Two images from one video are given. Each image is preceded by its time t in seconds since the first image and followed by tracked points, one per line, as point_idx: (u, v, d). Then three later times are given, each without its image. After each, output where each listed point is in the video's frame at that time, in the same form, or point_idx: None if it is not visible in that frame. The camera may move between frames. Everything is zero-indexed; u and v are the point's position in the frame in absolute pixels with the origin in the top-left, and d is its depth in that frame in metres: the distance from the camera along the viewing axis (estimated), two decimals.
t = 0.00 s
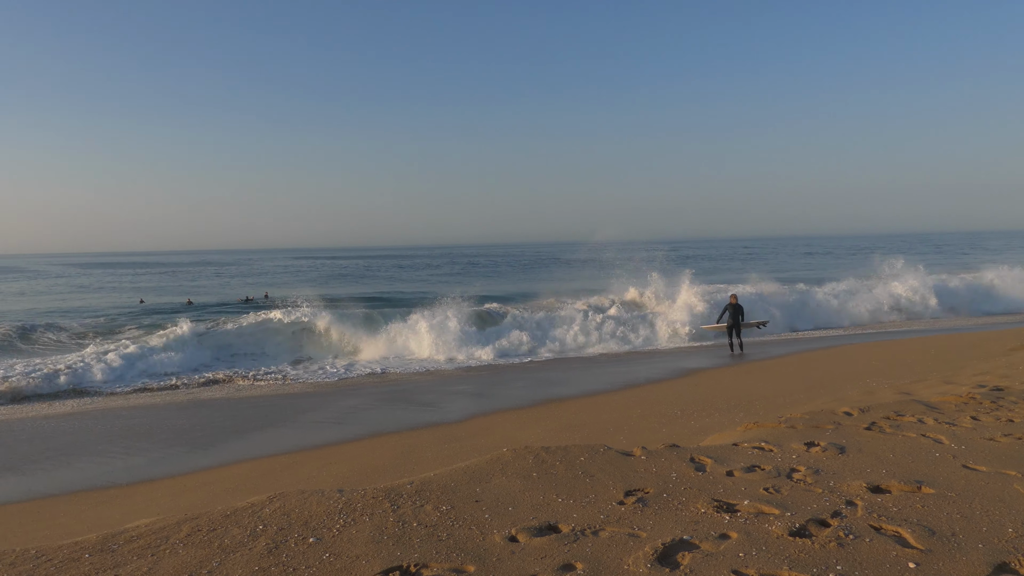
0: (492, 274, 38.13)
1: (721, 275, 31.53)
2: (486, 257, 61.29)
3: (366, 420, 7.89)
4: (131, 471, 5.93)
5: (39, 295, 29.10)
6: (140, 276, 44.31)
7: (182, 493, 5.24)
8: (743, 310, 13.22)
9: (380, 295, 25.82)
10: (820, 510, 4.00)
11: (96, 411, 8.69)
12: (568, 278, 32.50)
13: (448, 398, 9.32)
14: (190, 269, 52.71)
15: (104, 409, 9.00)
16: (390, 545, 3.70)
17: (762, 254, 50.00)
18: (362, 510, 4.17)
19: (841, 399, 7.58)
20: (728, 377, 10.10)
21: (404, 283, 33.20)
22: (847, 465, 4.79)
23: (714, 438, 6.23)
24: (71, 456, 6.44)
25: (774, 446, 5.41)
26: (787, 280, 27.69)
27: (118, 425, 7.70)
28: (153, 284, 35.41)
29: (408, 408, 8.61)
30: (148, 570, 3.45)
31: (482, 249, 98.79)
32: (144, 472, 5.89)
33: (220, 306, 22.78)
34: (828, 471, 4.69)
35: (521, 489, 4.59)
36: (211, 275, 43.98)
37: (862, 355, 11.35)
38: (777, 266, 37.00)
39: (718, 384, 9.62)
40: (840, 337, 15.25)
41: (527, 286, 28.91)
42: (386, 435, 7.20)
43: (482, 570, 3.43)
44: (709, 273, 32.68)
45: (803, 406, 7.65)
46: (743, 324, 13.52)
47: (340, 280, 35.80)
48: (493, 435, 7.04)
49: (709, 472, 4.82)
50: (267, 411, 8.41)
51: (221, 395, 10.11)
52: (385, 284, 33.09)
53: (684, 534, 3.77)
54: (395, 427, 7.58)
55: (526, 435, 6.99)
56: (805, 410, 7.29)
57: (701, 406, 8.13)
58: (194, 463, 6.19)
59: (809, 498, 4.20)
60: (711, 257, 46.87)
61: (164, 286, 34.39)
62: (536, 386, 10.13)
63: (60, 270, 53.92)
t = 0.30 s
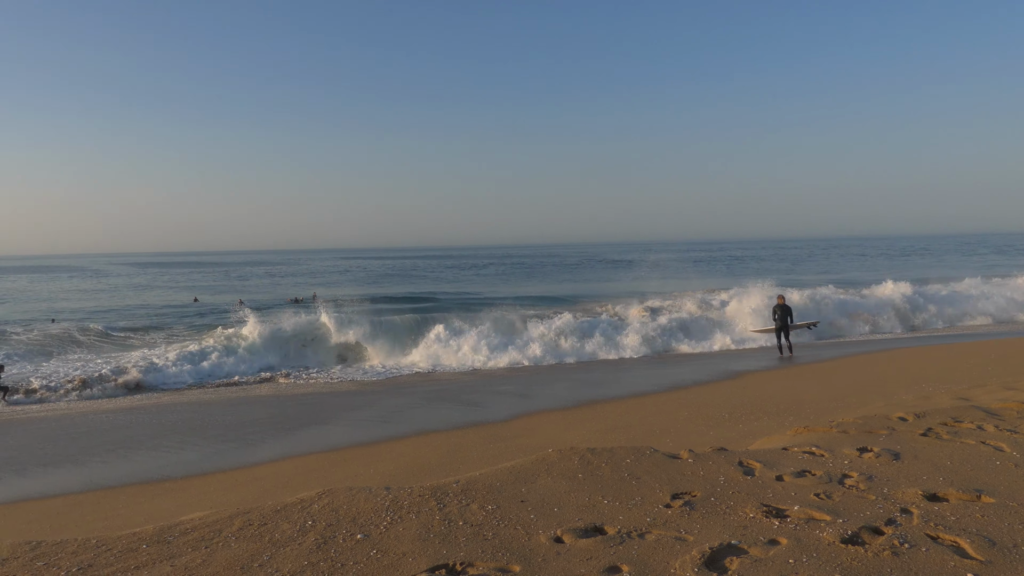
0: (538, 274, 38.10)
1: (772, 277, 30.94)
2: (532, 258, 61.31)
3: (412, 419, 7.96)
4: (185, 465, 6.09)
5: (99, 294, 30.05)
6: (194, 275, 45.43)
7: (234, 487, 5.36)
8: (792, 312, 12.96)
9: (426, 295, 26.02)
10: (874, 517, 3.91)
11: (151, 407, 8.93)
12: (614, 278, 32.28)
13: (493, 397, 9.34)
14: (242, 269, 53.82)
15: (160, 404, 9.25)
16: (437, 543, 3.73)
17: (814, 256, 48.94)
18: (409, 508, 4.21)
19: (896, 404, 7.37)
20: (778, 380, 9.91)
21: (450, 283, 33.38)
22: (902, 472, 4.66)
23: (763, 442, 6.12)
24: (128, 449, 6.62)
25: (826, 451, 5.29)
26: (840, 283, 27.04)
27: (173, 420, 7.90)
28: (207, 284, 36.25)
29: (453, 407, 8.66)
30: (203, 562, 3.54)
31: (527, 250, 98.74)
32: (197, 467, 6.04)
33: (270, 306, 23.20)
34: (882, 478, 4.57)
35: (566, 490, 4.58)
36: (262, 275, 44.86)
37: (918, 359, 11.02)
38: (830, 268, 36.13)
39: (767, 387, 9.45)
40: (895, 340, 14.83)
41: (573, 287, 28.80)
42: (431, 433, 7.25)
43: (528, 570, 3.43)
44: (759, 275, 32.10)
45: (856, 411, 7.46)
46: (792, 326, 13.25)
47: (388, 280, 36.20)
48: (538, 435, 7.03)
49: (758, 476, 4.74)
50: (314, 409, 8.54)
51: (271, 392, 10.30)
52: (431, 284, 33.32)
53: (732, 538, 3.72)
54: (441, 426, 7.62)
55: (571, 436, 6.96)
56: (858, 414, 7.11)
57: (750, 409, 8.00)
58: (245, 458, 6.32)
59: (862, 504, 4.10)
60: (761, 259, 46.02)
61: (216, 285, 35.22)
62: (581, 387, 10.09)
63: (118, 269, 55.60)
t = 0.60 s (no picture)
0: (607, 274, 37.82)
1: (851, 279, 29.89)
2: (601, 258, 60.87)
3: (481, 418, 8.01)
4: (263, 457, 6.28)
5: (183, 290, 31.26)
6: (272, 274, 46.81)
7: (309, 479, 5.50)
8: (872, 315, 12.48)
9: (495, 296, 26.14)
10: (962, 531, 3.73)
11: (231, 400, 9.25)
12: (685, 280, 31.77)
13: (561, 398, 9.31)
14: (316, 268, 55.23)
15: (239, 398, 9.55)
16: (507, 542, 3.74)
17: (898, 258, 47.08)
18: (479, 506, 4.24)
19: (985, 414, 7.02)
20: (857, 386, 9.57)
21: (519, 283, 33.44)
22: (993, 485, 4.43)
23: (841, 450, 5.91)
24: (209, 441, 6.87)
25: (909, 460, 5.08)
26: (925, 286, 25.91)
27: (252, 413, 8.16)
28: (283, 282, 37.29)
29: (521, 407, 8.67)
30: (280, 552, 3.65)
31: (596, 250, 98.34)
32: (273, 458, 6.23)
33: (343, 304, 23.71)
34: (971, 490, 4.36)
35: (636, 493, 4.53)
36: (336, 274, 45.86)
37: (1009, 366, 10.47)
38: (914, 270, 34.68)
39: (845, 392, 9.13)
40: (984, 347, 14.12)
41: (643, 288, 28.45)
42: (500, 432, 7.28)
43: (598, 572, 3.41)
44: (838, 277, 31.06)
45: (942, 419, 7.13)
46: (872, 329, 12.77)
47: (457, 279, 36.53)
48: (607, 437, 6.97)
49: (836, 484, 4.59)
50: (384, 406, 8.69)
51: (344, 388, 10.52)
52: (500, 284, 33.45)
53: (809, 548, 3.61)
54: (509, 425, 7.64)
55: (640, 439, 6.88)
56: (944, 423, 6.79)
57: (827, 415, 7.75)
58: (320, 452, 6.48)
59: (949, 518, 3.92)
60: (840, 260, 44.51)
61: (293, 283, 36.30)
62: (650, 389, 9.96)
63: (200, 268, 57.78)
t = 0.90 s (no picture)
0: (710, 276, 36.97)
1: (977, 284, 28.06)
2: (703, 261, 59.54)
3: (579, 419, 7.98)
4: (367, 450, 6.48)
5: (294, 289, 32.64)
6: (376, 273, 48.21)
7: (411, 474, 5.64)
8: (999, 322, 11.68)
9: (593, 297, 26.01)
10: None
11: (338, 395, 9.58)
12: (793, 283, 30.65)
13: (660, 401, 9.17)
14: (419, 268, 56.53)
15: (345, 393, 9.89)
16: (605, 545, 3.72)
17: None
18: (578, 507, 4.24)
19: None
20: (981, 397, 8.97)
21: (619, 285, 33.16)
22: None
23: (964, 465, 5.55)
24: (317, 433, 7.15)
25: None
26: None
27: (358, 408, 8.43)
28: (387, 281, 38.33)
29: (619, 409, 8.59)
30: (384, 543, 3.76)
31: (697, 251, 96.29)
32: (375, 452, 6.42)
33: (444, 304, 24.15)
34: None
35: (739, 501, 4.41)
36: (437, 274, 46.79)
37: None
38: None
39: (968, 403, 8.58)
40: None
41: (748, 292, 27.65)
42: (598, 434, 7.24)
43: None
44: (962, 281, 29.20)
45: None
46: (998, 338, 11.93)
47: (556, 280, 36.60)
48: (708, 443, 6.81)
49: (959, 502, 4.31)
50: (482, 404, 8.79)
51: (445, 385, 10.73)
52: (599, 286, 33.27)
53: (927, 568, 3.40)
54: (608, 427, 7.59)
55: (743, 446, 6.68)
56: None
57: (947, 428, 7.29)
58: (422, 447, 6.63)
59: None
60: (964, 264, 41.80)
61: (397, 282, 37.36)
62: (753, 395, 9.66)
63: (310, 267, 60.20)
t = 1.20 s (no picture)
0: (871, 281, 34.61)
1: None
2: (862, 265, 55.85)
3: (728, 426, 7.71)
4: (512, 447, 6.58)
5: (442, 288, 33.68)
6: (519, 273, 48.87)
7: (555, 473, 5.67)
8: None
9: (742, 301, 25.07)
10: None
11: (485, 391, 9.79)
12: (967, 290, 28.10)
13: (816, 411, 8.69)
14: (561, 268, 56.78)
15: (491, 390, 10.09)
16: (756, 558, 3.57)
17: None
18: (727, 517, 4.10)
19: None
20: None
21: (769, 289, 31.75)
22: None
23: None
24: (465, 428, 7.34)
25: None
26: None
27: (503, 405, 8.57)
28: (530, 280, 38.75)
29: (771, 418, 8.23)
30: (530, 540, 3.80)
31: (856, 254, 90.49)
32: (520, 449, 6.51)
33: (586, 305, 24.10)
34: None
35: (906, 523, 4.09)
36: (579, 274, 46.75)
37: None
38: None
39: None
40: None
41: (915, 299, 25.65)
42: (748, 442, 6.96)
43: None
44: None
45: None
46: None
47: (702, 283, 35.57)
48: (869, 458, 6.38)
49: None
50: (626, 406, 8.71)
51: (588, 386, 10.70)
52: (748, 288, 31.99)
53: None
54: (758, 436, 7.28)
55: (909, 463, 6.20)
56: None
57: None
58: (566, 447, 6.65)
59: None
60: None
61: (542, 282, 37.81)
62: (921, 409, 8.95)
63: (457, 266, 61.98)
